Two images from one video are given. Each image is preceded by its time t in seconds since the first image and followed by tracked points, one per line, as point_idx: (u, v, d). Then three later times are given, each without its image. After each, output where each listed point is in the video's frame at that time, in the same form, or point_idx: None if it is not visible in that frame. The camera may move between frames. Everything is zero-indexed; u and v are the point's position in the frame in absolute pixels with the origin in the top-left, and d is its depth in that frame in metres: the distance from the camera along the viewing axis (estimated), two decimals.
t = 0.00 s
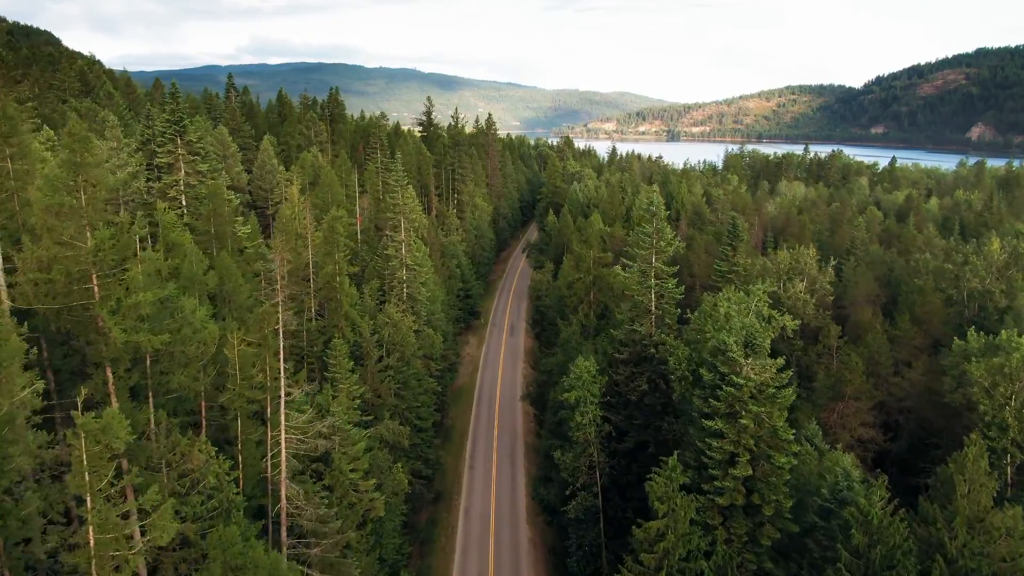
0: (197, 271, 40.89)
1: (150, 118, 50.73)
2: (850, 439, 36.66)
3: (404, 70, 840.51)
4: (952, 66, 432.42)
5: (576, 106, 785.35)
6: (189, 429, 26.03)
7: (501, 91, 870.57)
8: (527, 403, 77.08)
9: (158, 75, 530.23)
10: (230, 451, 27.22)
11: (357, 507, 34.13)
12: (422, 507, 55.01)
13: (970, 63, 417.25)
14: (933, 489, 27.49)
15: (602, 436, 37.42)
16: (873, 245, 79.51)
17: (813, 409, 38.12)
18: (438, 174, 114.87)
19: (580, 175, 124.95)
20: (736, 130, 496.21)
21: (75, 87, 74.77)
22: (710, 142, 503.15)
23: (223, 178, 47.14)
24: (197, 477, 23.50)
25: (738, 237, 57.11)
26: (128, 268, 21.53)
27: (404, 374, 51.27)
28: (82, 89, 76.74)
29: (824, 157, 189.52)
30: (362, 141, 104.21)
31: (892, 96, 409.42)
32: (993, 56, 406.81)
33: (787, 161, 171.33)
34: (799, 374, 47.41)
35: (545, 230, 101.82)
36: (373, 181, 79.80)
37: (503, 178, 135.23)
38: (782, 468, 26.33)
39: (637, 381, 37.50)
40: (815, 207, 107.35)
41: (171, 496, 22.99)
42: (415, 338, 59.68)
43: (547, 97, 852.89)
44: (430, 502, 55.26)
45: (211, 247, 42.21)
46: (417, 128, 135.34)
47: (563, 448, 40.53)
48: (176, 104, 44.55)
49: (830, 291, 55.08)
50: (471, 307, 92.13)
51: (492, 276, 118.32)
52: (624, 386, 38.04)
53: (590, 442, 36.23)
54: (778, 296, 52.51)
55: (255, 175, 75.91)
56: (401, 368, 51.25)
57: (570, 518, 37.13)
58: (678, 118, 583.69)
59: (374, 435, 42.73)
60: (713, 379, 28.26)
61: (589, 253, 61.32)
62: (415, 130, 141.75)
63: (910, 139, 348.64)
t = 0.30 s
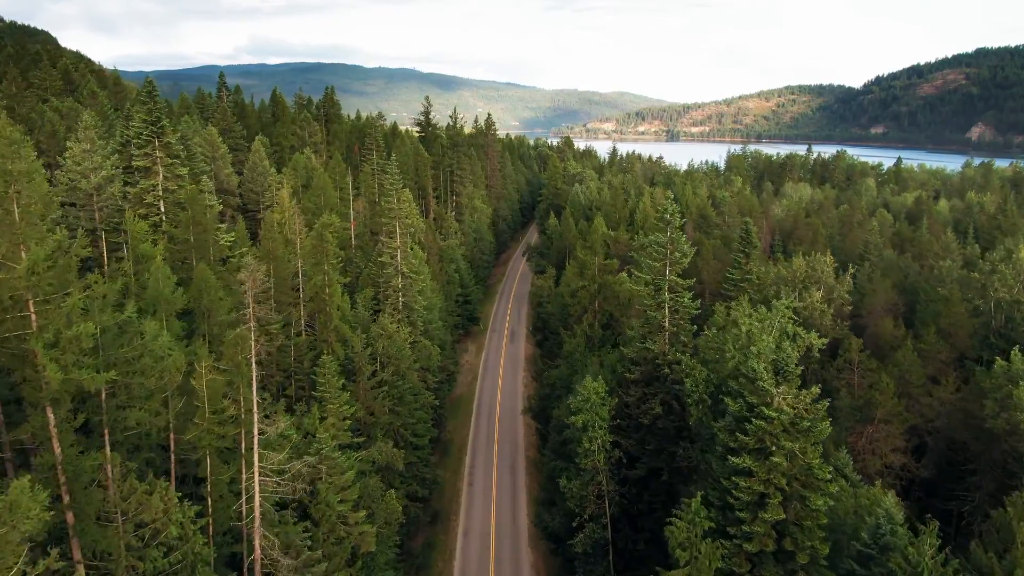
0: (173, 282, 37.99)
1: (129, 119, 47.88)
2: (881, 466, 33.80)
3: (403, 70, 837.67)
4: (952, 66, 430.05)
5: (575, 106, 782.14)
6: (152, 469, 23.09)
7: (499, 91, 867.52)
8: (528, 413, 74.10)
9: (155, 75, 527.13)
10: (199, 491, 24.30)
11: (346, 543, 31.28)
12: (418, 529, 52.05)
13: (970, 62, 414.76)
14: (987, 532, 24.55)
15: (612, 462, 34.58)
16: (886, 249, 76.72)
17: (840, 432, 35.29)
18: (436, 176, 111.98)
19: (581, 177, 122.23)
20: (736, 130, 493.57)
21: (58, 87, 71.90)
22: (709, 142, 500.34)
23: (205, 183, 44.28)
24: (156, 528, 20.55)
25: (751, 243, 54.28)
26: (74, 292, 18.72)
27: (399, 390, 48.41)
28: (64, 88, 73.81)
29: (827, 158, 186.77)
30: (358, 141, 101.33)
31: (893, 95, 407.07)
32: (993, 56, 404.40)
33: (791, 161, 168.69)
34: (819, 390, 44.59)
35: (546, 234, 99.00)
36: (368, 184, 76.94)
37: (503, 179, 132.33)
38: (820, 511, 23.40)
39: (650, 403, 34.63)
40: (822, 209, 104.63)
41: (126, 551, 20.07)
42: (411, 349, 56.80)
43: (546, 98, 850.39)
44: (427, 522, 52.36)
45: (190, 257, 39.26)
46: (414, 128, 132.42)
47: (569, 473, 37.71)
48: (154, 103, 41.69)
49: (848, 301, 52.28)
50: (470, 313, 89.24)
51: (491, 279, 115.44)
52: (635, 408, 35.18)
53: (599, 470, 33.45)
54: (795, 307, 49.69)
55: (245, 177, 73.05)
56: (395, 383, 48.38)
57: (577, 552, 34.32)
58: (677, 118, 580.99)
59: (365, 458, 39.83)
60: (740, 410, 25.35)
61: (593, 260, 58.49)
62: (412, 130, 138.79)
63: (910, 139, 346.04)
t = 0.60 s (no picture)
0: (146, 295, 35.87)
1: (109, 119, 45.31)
2: (912, 493, 31.42)
3: (401, 69, 834.95)
4: (952, 66, 427.87)
5: (574, 106, 779.26)
6: (112, 514, 20.68)
7: (499, 91, 864.82)
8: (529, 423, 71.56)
9: (153, 75, 524.97)
10: (167, 536, 21.89)
11: None
12: (415, 550, 49.63)
13: (971, 62, 412.45)
14: None
15: (622, 489, 32.21)
16: (898, 253, 74.28)
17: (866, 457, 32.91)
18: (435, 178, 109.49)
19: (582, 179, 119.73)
20: (736, 130, 491.24)
21: (41, 85, 69.41)
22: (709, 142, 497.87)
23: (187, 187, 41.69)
24: None
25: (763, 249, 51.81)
26: (8, 321, 16.47)
27: (395, 405, 45.94)
28: (49, 88, 71.27)
29: (830, 158, 184.34)
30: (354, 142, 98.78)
31: (893, 95, 404.95)
32: (993, 56, 400.70)
33: (793, 162, 166.26)
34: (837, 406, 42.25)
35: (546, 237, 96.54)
36: (364, 186, 74.35)
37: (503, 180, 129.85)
38: (859, 559, 20.95)
39: (663, 426, 32.20)
40: (829, 211, 102.25)
41: None
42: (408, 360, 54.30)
43: (545, 98, 847.72)
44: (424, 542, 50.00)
45: (169, 266, 36.71)
46: (412, 128, 129.88)
47: (576, 498, 35.35)
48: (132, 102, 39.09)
49: (865, 310, 49.87)
50: (469, 318, 86.71)
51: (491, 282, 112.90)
52: (647, 431, 32.78)
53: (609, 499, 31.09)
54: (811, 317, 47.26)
55: (236, 179, 70.48)
56: (390, 398, 45.91)
57: None
58: (676, 118, 578.65)
59: (357, 481, 37.38)
60: (768, 443, 22.91)
61: (598, 267, 56.03)
62: (409, 130, 136.29)
63: (910, 139, 343.76)
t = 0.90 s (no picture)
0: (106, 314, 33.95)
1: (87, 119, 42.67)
2: (948, 527, 29.00)
3: (400, 68, 831.85)
4: (952, 66, 425.80)
5: (573, 106, 777.00)
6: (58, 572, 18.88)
7: (498, 91, 862.28)
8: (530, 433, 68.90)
9: (150, 74, 521.46)
10: None
11: None
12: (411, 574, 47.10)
13: (970, 62, 410.47)
14: None
15: (634, 520, 29.76)
16: (911, 258, 71.91)
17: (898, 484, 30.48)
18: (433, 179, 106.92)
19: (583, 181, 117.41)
20: (736, 130, 488.85)
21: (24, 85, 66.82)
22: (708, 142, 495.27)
23: (166, 192, 39.29)
24: None
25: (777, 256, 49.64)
26: None
27: (389, 422, 43.44)
28: (32, 87, 68.68)
29: (832, 159, 181.98)
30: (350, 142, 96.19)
31: (893, 95, 402.97)
32: (993, 56, 398.61)
33: (796, 163, 163.81)
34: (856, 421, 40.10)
35: (547, 240, 94.00)
36: (360, 188, 71.80)
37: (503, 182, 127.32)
38: None
39: (677, 452, 29.77)
40: (836, 214, 99.90)
41: None
42: (403, 372, 51.81)
43: (544, 98, 845.18)
44: (421, 564, 47.45)
45: (144, 278, 34.29)
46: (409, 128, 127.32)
47: (584, 528, 32.88)
48: (107, 101, 36.45)
49: (884, 320, 47.45)
50: (468, 324, 84.16)
51: (491, 286, 110.25)
52: (660, 457, 30.33)
53: (620, 531, 28.74)
54: (829, 329, 44.82)
55: (227, 181, 67.96)
56: (385, 415, 43.36)
57: None
58: (676, 118, 576.43)
59: (348, 508, 34.96)
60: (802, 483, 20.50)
61: (603, 274, 53.62)
62: (407, 130, 133.69)
63: (910, 139, 341.36)
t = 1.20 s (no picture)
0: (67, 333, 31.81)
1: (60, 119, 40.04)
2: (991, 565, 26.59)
3: (398, 68, 828.08)
4: (952, 66, 423.92)
5: (572, 106, 773.82)
6: None
7: (496, 91, 859.43)
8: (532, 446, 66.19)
9: (148, 74, 518.35)
10: None
11: None
12: None
13: (970, 62, 408.58)
14: None
15: (648, 558, 27.28)
16: (925, 263, 69.48)
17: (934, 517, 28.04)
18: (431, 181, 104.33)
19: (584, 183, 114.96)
20: (736, 130, 486.38)
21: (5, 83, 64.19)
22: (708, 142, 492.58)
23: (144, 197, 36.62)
24: None
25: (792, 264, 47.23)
26: None
27: (383, 441, 40.90)
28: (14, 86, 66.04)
29: (835, 159, 179.66)
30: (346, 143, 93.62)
31: (893, 95, 401.07)
32: (993, 56, 396.65)
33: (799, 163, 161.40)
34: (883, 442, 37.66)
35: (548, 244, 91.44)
36: (355, 191, 69.20)
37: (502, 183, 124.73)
38: None
39: (696, 484, 27.25)
40: (843, 217, 97.56)
41: None
42: (399, 386, 49.26)
43: (543, 98, 842.80)
44: None
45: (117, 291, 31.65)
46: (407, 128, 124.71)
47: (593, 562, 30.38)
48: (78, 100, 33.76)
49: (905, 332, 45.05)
50: (467, 330, 81.53)
51: (490, 289, 107.65)
52: (677, 488, 27.82)
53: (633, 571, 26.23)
54: (849, 343, 42.40)
55: (217, 184, 65.39)
56: (380, 434, 40.80)
57: None
58: (675, 119, 573.99)
59: (337, 539, 32.47)
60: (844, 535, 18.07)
61: (609, 282, 51.13)
62: (405, 130, 130.99)
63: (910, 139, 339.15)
